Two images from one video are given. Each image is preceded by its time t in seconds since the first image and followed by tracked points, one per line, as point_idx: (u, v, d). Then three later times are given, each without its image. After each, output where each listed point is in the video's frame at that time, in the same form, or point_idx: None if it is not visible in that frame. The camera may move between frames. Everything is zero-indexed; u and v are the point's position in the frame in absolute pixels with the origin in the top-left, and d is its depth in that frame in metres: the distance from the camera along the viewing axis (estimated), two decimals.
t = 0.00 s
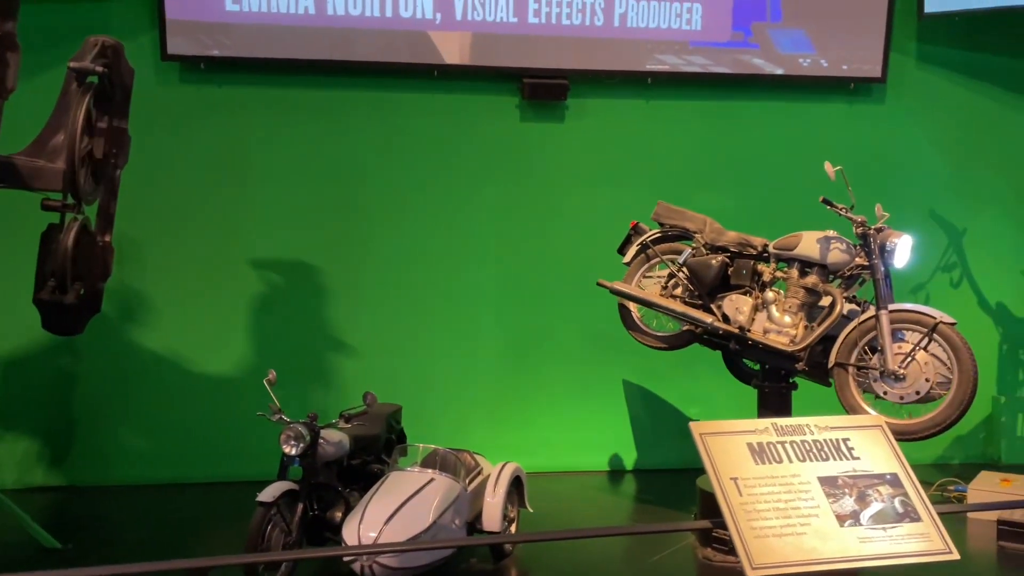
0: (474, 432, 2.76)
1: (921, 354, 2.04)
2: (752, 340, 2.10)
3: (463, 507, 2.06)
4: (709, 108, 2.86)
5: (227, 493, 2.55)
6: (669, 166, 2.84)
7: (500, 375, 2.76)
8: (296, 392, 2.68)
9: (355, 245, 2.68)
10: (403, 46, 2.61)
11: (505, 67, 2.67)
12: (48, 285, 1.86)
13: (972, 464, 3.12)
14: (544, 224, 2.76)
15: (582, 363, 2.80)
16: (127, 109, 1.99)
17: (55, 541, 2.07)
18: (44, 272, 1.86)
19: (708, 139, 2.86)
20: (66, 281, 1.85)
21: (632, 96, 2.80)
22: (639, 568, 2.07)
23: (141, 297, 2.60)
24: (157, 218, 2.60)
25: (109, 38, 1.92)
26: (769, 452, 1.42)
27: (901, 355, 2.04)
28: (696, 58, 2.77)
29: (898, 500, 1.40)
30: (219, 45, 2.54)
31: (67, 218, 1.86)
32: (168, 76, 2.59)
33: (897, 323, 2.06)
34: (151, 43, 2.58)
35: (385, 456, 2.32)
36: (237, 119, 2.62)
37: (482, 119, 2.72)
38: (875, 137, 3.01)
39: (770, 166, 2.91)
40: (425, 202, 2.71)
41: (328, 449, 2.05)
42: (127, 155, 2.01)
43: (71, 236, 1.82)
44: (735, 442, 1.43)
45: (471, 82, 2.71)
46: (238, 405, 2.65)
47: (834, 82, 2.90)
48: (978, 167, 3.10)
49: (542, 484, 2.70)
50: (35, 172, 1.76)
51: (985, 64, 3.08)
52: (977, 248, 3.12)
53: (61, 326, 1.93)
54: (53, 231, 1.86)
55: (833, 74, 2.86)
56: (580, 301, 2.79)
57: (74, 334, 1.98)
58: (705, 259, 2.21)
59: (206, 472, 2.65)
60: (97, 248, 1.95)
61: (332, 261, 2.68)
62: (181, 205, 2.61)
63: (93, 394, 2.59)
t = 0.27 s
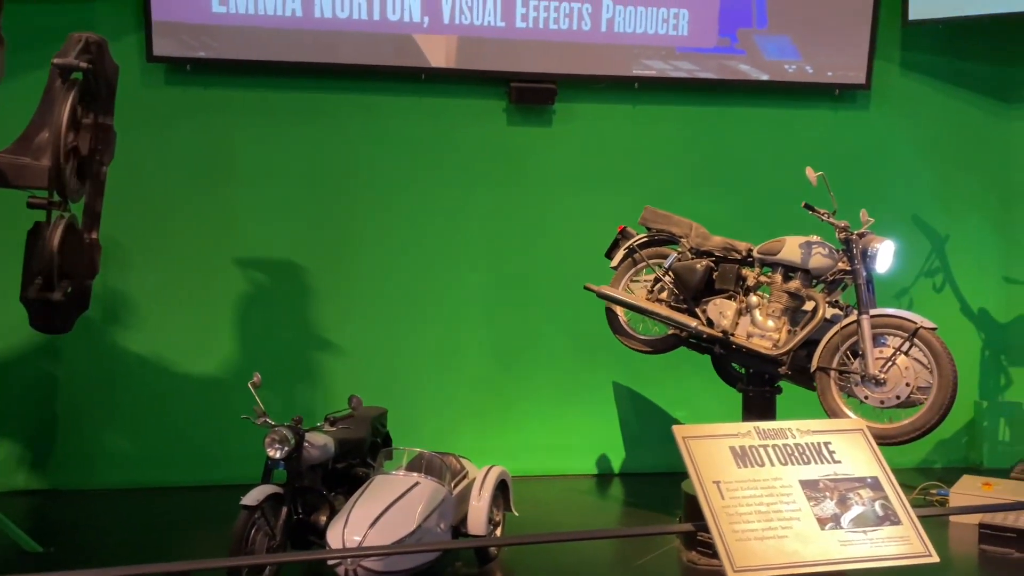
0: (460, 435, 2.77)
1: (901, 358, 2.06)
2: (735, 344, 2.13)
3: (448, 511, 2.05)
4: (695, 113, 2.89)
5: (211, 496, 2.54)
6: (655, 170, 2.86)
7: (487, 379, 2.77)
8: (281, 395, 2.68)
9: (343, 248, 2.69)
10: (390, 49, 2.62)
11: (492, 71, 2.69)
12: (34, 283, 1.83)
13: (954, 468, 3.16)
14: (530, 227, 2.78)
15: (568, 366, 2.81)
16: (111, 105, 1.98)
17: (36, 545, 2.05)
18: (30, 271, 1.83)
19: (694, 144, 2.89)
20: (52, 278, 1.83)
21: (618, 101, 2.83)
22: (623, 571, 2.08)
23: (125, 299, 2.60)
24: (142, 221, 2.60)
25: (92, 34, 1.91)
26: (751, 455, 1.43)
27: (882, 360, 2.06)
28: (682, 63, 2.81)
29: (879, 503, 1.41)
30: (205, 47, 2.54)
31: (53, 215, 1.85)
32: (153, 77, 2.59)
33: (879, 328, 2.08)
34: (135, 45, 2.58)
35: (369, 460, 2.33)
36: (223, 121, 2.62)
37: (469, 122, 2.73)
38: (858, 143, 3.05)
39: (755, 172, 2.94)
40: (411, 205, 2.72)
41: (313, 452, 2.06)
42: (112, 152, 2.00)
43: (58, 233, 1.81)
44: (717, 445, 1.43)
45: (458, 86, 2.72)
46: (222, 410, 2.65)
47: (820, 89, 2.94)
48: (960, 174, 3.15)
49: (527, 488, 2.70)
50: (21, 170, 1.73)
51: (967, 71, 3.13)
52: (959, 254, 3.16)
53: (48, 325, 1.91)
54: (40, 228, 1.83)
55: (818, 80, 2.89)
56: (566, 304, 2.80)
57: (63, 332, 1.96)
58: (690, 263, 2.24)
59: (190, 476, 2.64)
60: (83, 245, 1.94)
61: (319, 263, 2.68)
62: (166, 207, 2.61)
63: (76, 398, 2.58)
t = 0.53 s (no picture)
0: (442, 439, 2.78)
1: (879, 362, 2.09)
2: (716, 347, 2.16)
3: (431, 514, 2.05)
4: (678, 117, 2.93)
5: (192, 499, 2.53)
6: (638, 174, 2.90)
7: (471, 381, 2.78)
8: (263, 398, 2.68)
9: (327, 249, 2.70)
10: (376, 51, 2.64)
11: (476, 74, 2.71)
12: (17, 279, 1.80)
13: (934, 471, 3.19)
14: (513, 230, 2.80)
15: (551, 369, 2.83)
16: (93, 99, 1.96)
17: (13, 550, 2.02)
18: (14, 267, 1.80)
19: (676, 149, 2.93)
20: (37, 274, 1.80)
21: (603, 104, 2.86)
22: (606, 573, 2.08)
23: (105, 301, 2.59)
24: (123, 222, 2.60)
25: (72, 27, 1.88)
26: (732, 457, 1.44)
27: (861, 363, 2.09)
28: (667, 67, 2.84)
29: (858, 505, 1.42)
30: (188, 47, 2.55)
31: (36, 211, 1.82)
32: (135, 76, 2.59)
33: (859, 332, 2.11)
34: (116, 44, 2.57)
35: (352, 463, 2.33)
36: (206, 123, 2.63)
37: (454, 125, 2.76)
38: (840, 148, 3.09)
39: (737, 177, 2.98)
40: (394, 207, 2.73)
41: (294, 455, 2.04)
42: (94, 146, 1.99)
43: (40, 229, 1.79)
44: (698, 447, 1.44)
45: (442, 89, 2.75)
46: (203, 412, 2.64)
47: (802, 94, 2.98)
48: (941, 180, 3.19)
49: (509, 491, 2.71)
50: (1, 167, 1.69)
51: (949, 78, 3.17)
52: (939, 259, 3.20)
53: (31, 321, 1.87)
54: (22, 224, 1.79)
55: (800, 85, 2.93)
56: (548, 307, 2.83)
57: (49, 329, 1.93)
58: (673, 267, 2.27)
59: (171, 479, 2.63)
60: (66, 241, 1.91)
61: (303, 265, 2.69)
62: (148, 208, 2.61)
63: (55, 400, 2.56)
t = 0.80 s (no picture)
0: (424, 442, 2.81)
1: (860, 365, 2.10)
2: (700, 350, 2.18)
3: (415, 516, 2.05)
4: (663, 121, 2.97)
5: (174, 501, 2.54)
6: (623, 177, 2.93)
7: (455, 382, 2.81)
8: (245, 401, 2.70)
9: (313, 251, 2.73)
10: (363, 52, 2.68)
11: (462, 76, 2.76)
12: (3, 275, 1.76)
13: (916, 474, 3.22)
14: (496, 233, 2.84)
15: (534, 371, 2.86)
16: (75, 92, 1.94)
17: None
18: None
19: (661, 152, 2.97)
20: (23, 271, 1.75)
21: (588, 107, 2.91)
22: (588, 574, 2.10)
23: (88, 301, 2.61)
24: (107, 223, 2.62)
25: (52, 20, 1.86)
26: (714, 460, 1.44)
27: (841, 367, 2.11)
28: (652, 71, 2.89)
29: (839, 508, 1.43)
30: (171, 46, 2.58)
31: (19, 205, 1.80)
32: (119, 76, 2.62)
33: (839, 335, 2.14)
34: (100, 44, 2.60)
35: (335, 466, 2.33)
36: (190, 123, 2.66)
37: (440, 127, 2.80)
38: (824, 152, 3.12)
39: (720, 181, 3.02)
40: (378, 210, 2.77)
41: (276, 458, 2.04)
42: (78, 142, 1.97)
43: (24, 226, 1.74)
44: (681, 450, 1.44)
45: (427, 91, 2.79)
46: (185, 414, 2.66)
47: (787, 98, 3.02)
48: (924, 184, 3.22)
49: (491, 493, 2.74)
50: None
51: (931, 84, 3.21)
52: (921, 263, 3.23)
53: (17, 314, 1.85)
54: (6, 219, 1.74)
55: (783, 89, 2.98)
56: (532, 308, 2.86)
57: (35, 322, 1.92)
58: (658, 270, 2.30)
59: (152, 482, 2.64)
60: (52, 236, 1.87)
61: (290, 266, 2.72)
62: (132, 208, 2.64)
63: (37, 402, 2.57)
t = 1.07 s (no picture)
0: (408, 445, 2.83)
1: (841, 369, 2.12)
2: (681, 353, 2.22)
3: (399, 520, 2.04)
4: (649, 125, 2.98)
5: (158, 504, 2.56)
6: (609, 181, 2.95)
7: (439, 385, 2.84)
8: (228, 404, 2.72)
9: (299, 255, 2.75)
10: (348, 53, 2.69)
11: (447, 78, 2.77)
12: None
13: (898, 477, 3.24)
14: (481, 236, 2.86)
15: (516, 374, 2.90)
16: (56, 86, 1.88)
17: None
18: None
19: (647, 156, 2.98)
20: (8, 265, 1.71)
21: (574, 111, 2.92)
22: None
23: (70, 303, 2.62)
24: (90, 226, 2.63)
25: (32, 12, 1.83)
26: (699, 464, 1.44)
27: (822, 371, 2.12)
28: (637, 76, 2.91)
29: (823, 512, 1.43)
30: (155, 47, 2.58)
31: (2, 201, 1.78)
32: (102, 77, 2.62)
33: (821, 340, 2.15)
34: (83, 45, 2.60)
35: (319, 470, 2.31)
36: (174, 126, 2.67)
37: (425, 130, 2.82)
38: (807, 157, 3.14)
39: (705, 186, 3.03)
40: (363, 213, 2.79)
41: (260, 462, 2.02)
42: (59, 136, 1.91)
43: (9, 219, 1.70)
44: (666, 454, 1.45)
45: (412, 94, 2.81)
46: (169, 417, 2.68)
47: (771, 104, 3.05)
48: (906, 189, 3.26)
49: (474, 496, 2.76)
50: None
51: (913, 90, 3.25)
52: (903, 268, 3.26)
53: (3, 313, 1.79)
54: None
55: (766, 95, 3.00)
56: (516, 311, 2.89)
57: (22, 321, 1.85)
58: (642, 273, 2.35)
59: (136, 484, 2.67)
60: (38, 233, 1.84)
61: (273, 268, 2.74)
62: (115, 210, 2.65)
63: (19, 404, 2.59)
